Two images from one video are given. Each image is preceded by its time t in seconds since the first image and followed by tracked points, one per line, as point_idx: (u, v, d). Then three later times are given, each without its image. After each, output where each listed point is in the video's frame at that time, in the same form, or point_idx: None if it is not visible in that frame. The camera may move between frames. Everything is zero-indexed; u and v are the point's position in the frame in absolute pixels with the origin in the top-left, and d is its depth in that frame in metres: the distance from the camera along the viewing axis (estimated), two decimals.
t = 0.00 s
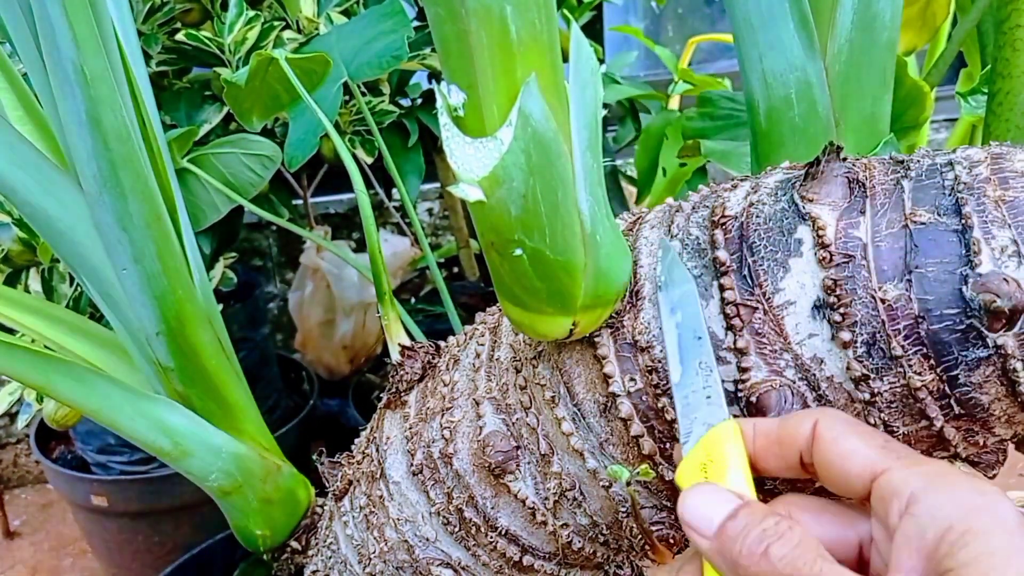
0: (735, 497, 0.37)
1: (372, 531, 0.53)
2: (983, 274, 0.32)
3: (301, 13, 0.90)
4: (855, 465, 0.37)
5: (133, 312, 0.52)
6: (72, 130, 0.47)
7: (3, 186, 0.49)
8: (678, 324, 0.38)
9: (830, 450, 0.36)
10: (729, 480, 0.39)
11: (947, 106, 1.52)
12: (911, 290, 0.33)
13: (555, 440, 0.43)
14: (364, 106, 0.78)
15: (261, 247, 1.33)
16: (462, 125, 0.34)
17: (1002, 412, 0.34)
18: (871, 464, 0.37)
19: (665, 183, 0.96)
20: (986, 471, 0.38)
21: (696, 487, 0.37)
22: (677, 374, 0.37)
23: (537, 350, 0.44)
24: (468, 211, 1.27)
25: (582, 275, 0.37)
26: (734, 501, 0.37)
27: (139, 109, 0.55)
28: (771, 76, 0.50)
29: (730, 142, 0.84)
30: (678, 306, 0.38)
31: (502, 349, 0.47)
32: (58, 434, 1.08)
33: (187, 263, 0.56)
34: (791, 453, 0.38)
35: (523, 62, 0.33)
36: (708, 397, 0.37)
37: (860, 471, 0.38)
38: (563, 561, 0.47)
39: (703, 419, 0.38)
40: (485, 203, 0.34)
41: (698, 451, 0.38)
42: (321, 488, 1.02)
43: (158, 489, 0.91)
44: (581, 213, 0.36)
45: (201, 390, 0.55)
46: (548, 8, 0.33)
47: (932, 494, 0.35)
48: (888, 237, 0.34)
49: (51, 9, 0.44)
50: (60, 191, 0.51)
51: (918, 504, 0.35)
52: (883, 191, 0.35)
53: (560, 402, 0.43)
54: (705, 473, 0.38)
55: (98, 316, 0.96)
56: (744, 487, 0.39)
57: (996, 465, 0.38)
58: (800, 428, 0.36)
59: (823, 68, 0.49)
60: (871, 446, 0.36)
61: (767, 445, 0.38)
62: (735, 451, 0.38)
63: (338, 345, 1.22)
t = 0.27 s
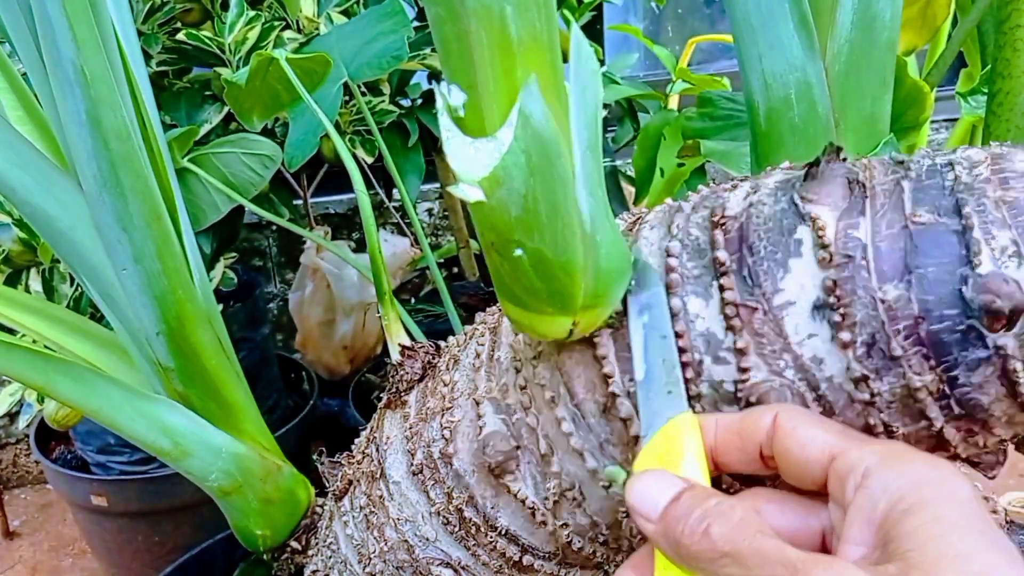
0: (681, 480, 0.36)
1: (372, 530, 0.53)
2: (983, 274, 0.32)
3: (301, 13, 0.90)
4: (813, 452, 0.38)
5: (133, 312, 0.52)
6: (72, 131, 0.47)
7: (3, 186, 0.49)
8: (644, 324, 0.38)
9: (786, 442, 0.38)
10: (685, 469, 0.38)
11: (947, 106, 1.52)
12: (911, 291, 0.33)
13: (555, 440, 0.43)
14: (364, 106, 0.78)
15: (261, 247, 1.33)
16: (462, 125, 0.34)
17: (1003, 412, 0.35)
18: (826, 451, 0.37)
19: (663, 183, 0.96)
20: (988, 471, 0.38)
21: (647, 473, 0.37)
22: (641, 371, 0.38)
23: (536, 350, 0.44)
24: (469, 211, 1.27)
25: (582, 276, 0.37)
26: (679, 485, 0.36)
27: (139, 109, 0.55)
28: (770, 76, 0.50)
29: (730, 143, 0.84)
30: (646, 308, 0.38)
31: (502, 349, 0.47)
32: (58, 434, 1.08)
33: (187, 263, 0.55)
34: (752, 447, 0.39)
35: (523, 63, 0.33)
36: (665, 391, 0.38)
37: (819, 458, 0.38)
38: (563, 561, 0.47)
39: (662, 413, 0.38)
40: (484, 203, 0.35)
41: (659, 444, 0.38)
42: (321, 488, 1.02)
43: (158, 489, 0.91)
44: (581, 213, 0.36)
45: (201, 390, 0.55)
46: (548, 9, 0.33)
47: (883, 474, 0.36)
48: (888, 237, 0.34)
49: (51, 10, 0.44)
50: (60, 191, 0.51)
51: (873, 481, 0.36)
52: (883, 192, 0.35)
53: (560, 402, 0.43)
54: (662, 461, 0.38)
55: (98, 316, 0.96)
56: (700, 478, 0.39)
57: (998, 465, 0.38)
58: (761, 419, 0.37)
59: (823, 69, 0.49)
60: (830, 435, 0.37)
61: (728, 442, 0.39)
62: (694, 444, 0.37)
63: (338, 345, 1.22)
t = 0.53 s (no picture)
0: None
1: (372, 530, 0.53)
2: (983, 274, 0.32)
3: (301, 13, 0.91)
4: None
5: (133, 312, 0.52)
6: (73, 131, 0.48)
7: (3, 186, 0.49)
8: (605, 433, 0.40)
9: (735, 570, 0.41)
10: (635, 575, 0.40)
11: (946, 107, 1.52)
12: (911, 290, 0.33)
13: (555, 441, 0.43)
14: (364, 107, 0.78)
15: (261, 247, 1.33)
16: (462, 125, 0.34)
17: (1002, 412, 0.34)
18: None
19: (660, 181, 0.93)
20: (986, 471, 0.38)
21: None
22: (599, 487, 0.41)
23: (537, 350, 0.44)
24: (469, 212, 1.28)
25: (582, 276, 0.37)
26: None
27: (139, 109, 0.55)
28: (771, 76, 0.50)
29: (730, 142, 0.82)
30: (607, 415, 0.40)
31: (502, 349, 0.47)
32: (58, 434, 1.08)
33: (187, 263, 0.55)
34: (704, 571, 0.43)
35: (523, 63, 0.33)
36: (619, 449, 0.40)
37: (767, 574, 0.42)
38: (564, 561, 0.47)
39: (618, 532, 0.42)
40: (484, 203, 0.34)
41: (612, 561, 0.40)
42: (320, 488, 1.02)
43: (158, 489, 0.91)
44: (581, 213, 0.36)
45: (201, 390, 0.55)
46: (548, 9, 0.34)
47: None
48: (888, 237, 0.34)
49: (52, 10, 0.45)
50: (60, 191, 0.51)
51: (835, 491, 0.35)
52: (883, 191, 0.35)
53: (560, 402, 0.43)
54: None
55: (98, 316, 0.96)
56: None
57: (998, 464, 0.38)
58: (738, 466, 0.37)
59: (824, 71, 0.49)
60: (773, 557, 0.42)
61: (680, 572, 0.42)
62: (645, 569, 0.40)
63: (338, 346, 1.22)
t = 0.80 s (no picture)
0: None
1: (372, 531, 0.53)
2: (983, 274, 0.32)
3: (301, 13, 0.91)
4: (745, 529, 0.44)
5: (133, 312, 0.52)
6: (73, 131, 0.48)
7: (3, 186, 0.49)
8: (512, 461, 0.44)
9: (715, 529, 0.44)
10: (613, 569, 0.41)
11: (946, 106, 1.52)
12: (912, 290, 0.33)
13: (555, 441, 0.43)
14: (364, 106, 0.78)
15: (261, 247, 1.33)
16: (462, 125, 0.34)
17: (1002, 412, 0.34)
18: (760, 522, 0.43)
19: (663, 182, 0.95)
20: (988, 471, 0.38)
21: None
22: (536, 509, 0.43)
23: (537, 350, 0.44)
24: (469, 212, 1.28)
25: (582, 276, 0.37)
26: None
27: (139, 109, 0.55)
28: (771, 76, 0.50)
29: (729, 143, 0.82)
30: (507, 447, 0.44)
31: (502, 349, 0.47)
32: (58, 434, 1.08)
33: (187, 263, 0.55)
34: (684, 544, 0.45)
35: (523, 63, 0.33)
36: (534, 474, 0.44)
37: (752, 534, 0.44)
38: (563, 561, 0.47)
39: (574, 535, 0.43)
40: (484, 203, 0.34)
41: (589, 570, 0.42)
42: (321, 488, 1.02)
43: (158, 489, 0.91)
44: (581, 213, 0.36)
45: (200, 390, 0.55)
46: (548, 9, 0.33)
47: (814, 526, 0.41)
48: (888, 237, 0.34)
49: (51, 10, 0.44)
50: (60, 191, 0.51)
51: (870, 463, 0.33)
52: (883, 191, 0.35)
53: (560, 402, 0.43)
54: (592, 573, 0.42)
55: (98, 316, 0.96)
56: None
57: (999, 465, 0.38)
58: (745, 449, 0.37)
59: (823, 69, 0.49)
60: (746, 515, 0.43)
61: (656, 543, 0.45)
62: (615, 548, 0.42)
63: (338, 346, 1.22)
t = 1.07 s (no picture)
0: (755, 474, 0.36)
1: (372, 531, 0.53)
2: (983, 274, 0.32)
3: (301, 13, 0.91)
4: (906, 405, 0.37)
5: (133, 312, 0.52)
6: (72, 131, 0.47)
7: (2, 185, 0.49)
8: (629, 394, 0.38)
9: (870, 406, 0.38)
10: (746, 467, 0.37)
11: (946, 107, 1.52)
12: (912, 290, 0.33)
13: (555, 441, 0.43)
14: (364, 106, 0.78)
15: (261, 247, 1.33)
16: (462, 125, 0.34)
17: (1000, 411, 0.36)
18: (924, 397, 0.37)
19: (664, 184, 0.96)
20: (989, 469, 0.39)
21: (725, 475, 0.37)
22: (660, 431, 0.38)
23: (537, 350, 0.44)
24: (469, 212, 1.28)
25: (582, 275, 0.37)
26: (757, 472, 0.36)
27: (139, 108, 0.55)
28: (771, 76, 0.50)
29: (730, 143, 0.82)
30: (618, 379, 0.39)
31: (502, 349, 0.47)
32: (58, 434, 1.08)
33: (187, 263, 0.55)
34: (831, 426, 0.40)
35: (523, 63, 0.33)
36: (646, 390, 0.38)
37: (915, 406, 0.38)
38: (563, 561, 0.47)
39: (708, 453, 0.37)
40: (484, 203, 0.34)
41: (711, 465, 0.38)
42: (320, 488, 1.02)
43: (158, 489, 0.91)
44: (581, 213, 0.36)
45: (200, 390, 0.55)
46: (548, 8, 0.33)
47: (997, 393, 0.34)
48: (888, 237, 0.34)
49: (52, 10, 0.44)
50: (59, 191, 0.51)
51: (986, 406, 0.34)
52: (883, 192, 0.35)
53: (560, 402, 0.43)
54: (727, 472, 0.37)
55: (98, 316, 0.96)
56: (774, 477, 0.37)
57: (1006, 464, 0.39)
58: (836, 401, 0.37)
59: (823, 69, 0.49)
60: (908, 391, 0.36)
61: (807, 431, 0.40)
62: (747, 442, 0.37)
63: (338, 346, 1.22)
